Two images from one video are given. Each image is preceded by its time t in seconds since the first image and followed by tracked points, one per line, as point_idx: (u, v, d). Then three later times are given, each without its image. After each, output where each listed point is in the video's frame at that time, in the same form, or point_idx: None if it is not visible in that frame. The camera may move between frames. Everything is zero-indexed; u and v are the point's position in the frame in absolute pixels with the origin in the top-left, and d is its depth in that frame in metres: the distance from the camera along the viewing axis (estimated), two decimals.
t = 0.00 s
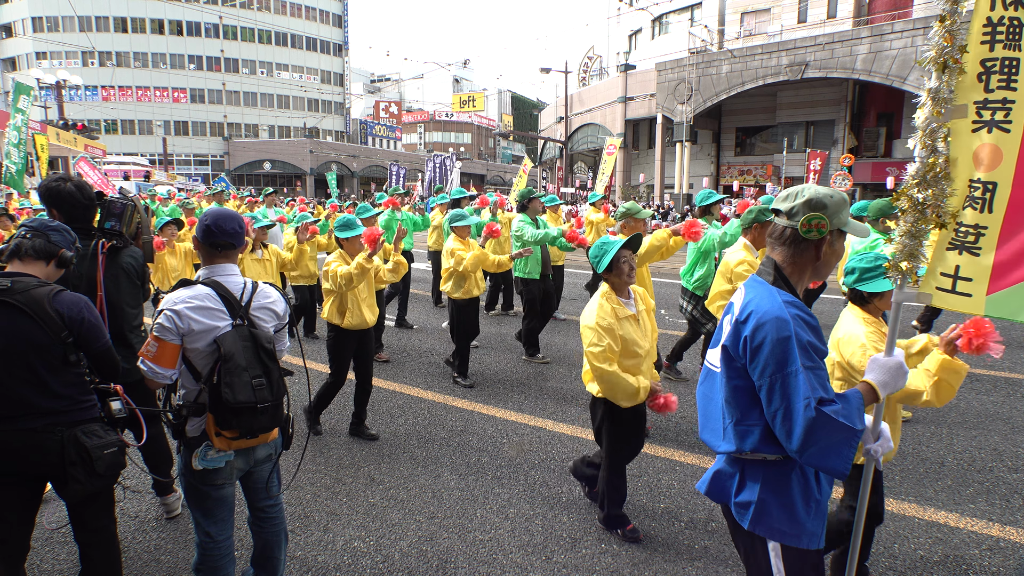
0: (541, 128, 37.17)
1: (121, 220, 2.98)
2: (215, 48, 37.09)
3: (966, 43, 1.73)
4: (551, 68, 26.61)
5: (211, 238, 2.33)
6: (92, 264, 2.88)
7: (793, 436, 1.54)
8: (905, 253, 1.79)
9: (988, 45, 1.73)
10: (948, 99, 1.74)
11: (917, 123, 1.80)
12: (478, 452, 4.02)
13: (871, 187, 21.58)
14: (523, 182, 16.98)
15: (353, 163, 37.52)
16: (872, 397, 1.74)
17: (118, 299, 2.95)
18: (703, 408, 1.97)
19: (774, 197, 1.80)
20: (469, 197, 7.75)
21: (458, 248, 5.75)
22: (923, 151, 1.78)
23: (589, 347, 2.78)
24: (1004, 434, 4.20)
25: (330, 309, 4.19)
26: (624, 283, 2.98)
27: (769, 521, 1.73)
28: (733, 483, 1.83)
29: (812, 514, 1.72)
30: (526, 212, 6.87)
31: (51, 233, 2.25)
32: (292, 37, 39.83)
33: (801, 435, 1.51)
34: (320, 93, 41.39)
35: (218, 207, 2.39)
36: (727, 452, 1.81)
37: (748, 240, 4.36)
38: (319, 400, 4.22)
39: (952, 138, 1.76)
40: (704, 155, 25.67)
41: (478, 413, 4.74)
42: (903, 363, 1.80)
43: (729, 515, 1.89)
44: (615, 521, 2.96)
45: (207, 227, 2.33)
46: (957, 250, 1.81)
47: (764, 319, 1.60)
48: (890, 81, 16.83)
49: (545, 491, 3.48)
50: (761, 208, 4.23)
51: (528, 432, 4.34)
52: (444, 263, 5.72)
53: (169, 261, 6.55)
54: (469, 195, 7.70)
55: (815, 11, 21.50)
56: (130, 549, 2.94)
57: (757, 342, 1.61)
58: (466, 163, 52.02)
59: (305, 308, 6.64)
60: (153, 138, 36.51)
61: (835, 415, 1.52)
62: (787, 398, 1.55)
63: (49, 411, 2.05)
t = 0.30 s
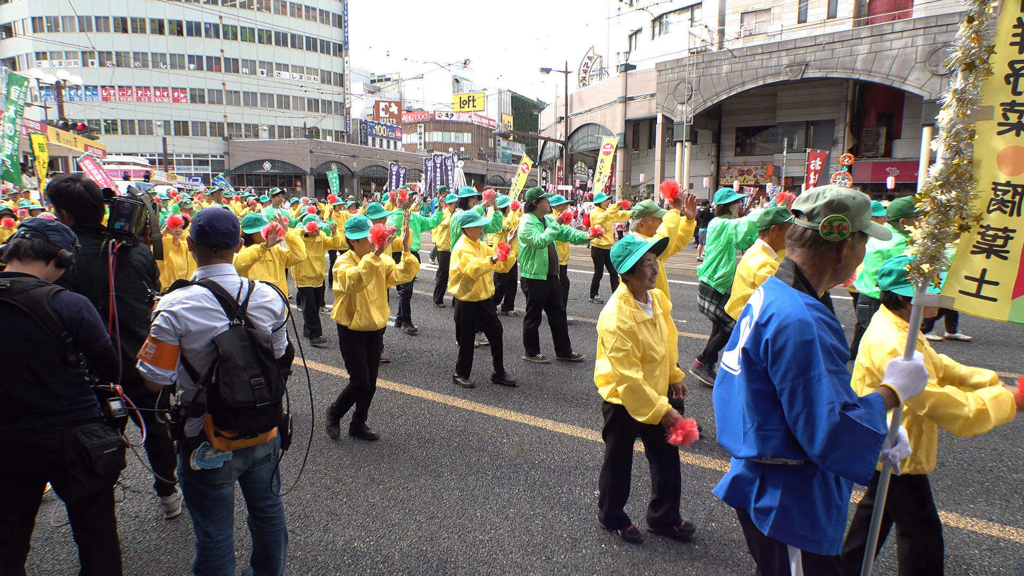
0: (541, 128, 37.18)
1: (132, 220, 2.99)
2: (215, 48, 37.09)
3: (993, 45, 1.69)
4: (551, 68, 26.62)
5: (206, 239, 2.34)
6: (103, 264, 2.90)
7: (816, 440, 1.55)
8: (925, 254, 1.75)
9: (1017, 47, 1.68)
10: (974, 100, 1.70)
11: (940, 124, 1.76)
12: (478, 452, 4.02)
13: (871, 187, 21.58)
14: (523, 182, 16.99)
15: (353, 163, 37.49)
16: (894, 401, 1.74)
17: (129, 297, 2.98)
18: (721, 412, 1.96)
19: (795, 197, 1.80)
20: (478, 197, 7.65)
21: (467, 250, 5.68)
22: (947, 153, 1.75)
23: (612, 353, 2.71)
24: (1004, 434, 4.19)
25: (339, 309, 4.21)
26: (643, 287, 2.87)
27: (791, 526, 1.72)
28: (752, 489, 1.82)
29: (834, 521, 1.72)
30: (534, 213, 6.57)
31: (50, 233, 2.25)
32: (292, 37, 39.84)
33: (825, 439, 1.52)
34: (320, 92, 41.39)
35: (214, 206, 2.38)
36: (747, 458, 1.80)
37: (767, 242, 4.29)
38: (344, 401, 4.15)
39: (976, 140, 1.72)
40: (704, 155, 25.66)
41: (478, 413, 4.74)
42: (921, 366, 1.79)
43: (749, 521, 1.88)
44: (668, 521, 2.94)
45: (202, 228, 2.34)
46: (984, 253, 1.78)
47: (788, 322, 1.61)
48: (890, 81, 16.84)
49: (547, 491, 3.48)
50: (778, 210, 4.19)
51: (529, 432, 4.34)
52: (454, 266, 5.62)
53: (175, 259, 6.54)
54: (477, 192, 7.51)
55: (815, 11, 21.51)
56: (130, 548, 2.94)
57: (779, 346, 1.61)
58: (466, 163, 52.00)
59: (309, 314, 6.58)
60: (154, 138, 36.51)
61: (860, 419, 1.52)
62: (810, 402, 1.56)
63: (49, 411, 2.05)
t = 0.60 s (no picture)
0: (541, 128, 37.16)
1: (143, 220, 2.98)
2: (215, 48, 37.09)
3: None
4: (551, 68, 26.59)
5: (207, 239, 2.34)
6: (117, 265, 2.91)
7: (869, 457, 1.48)
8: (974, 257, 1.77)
9: None
10: None
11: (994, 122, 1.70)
12: (478, 452, 4.01)
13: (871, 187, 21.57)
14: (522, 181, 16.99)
15: (353, 163, 37.45)
16: (941, 412, 1.75)
17: (143, 299, 3.03)
18: (756, 425, 1.86)
19: (836, 198, 1.75)
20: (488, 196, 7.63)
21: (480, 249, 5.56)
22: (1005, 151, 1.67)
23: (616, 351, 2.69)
24: (1005, 435, 4.18)
25: (345, 312, 4.09)
26: (674, 289, 2.84)
27: (838, 545, 1.65)
28: (796, 505, 1.75)
29: (879, 536, 1.67)
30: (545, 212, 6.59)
31: (50, 233, 2.25)
32: (292, 37, 39.82)
33: (879, 458, 1.45)
34: (320, 92, 41.38)
35: (215, 206, 2.39)
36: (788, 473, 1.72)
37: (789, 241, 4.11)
38: (367, 410, 4.03)
39: None
40: (704, 155, 25.64)
41: (478, 413, 4.73)
42: (965, 372, 1.78)
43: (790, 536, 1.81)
44: (703, 537, 2.80)
45: (204, 227, 2.34)
46: None
47: (837, 334, 1.53)
48: (890, 81, 16.83)
49: (547, 491, 3.48)
50: (801, 208, 3.95)
51: (530, 432, 4.33)
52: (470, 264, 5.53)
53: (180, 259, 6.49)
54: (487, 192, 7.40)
55: (815, 11, 21.50)
56: (130, 549, 2.94)
57: (829, 360, 1.53)
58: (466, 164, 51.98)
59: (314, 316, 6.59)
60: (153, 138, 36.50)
61: (916, 436, 1.46)
62: (863, 418, 1.48)
63: (49, 411, 2.05)
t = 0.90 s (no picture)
0: (541, 128, 37.16)
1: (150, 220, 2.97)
2: (215, 48, 37.09)
3: None
4: (551, 68, 26.59)
5: (207, 239, 2.34)
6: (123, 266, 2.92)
7: (935, 477, 1.32)
8: None
9: None
10: None
11: None
12: (478, 452, 4.01)
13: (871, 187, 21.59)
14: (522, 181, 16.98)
15: (354, 163, 37.46)
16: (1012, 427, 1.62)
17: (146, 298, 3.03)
18: (797, 443, 1.69)
19: (888, 198, 1.58)
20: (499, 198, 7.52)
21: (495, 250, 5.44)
22: None
23: (659, 353, 2.58)
24: (1004, 436, 4.17)
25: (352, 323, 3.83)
26: (707, 284, 2.79)
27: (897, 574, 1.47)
28: (845, 530, 1.56)
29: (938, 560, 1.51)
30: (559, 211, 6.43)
31: (49, 233, 2.25)
32: (292, 37, 39.83)
33: (946, 479, 1.30)
34: (320, 92, 41.39)
35: (216, 206, 2.39)
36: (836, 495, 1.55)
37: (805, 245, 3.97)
38: (380, 413, 3.91)
39: None
40: (704, 155, 25.66)
41: (478, 413, 4.73)
42: None
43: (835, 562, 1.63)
44: (705, 539, 2.80)
45: (205, 227, 2.34)
46: None
47: (898, 343, 1.37)
48: (890, 81, 16.83)
49: (546, 491, 3.47)
50: (819, 212, 3.86)
51: (530, 432, 4.33)
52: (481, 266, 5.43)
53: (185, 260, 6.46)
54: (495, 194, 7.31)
55: (815, 11, 21.50)
56: (130, 548, 2.94)
57: (889, 372, 1.37)
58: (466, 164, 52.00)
59: (314, 316, 6.55)
60: (153, 138, 36.52)
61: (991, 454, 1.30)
62: (930, 433, 1.33)
63: (47, 412, 2.05)
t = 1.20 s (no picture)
0: (541, 128, 37.15)
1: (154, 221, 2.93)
2: (215, 48, 37.07)
3: None
4: (551, 68, 26.60)
5: (206, 239, 2.33)
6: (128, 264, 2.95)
7: (972, 490, 1.33)
8: None
9: None
10: None
11: None
12: (478, 452, 4.01)
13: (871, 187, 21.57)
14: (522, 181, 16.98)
15: (353, 163, 37.42)
16: None
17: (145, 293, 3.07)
18: (823, 449, 1.67)
19: (924, 197, 1.55)
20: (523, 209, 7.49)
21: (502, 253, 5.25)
22: None
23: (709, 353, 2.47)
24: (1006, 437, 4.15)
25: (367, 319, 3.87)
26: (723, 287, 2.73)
27: None
28: (869, 539, 1.57)
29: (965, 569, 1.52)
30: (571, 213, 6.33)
31: (49, 232, 2.25)
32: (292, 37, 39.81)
33: (984, 492, 1.31)
34: (320, 92, 41.37)
35: (215, 207, 2.39)
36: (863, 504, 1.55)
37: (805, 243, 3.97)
38: (377, 413, 3.97)
39: None
40: (704, 155, 25.65)
41: (478, 413, 4.73)
42: None
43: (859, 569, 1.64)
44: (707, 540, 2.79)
45: (203, 227, 2.34)
46: None
47: (936, 352, 1.36)
48: (890, 81, 16.83)
49: (546, 491, 3.48)
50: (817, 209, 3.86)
51: (530, 432, 4.33)
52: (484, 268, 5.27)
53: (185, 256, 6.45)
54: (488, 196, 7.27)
55: (815, 11, 21.50)
56: (130, 549, 2.94)
57: (926, 382, 1.36)
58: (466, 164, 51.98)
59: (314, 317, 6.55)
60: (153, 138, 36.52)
61: None
62: (968, 446, 1.33)
63: (47, 412, 2.04)
